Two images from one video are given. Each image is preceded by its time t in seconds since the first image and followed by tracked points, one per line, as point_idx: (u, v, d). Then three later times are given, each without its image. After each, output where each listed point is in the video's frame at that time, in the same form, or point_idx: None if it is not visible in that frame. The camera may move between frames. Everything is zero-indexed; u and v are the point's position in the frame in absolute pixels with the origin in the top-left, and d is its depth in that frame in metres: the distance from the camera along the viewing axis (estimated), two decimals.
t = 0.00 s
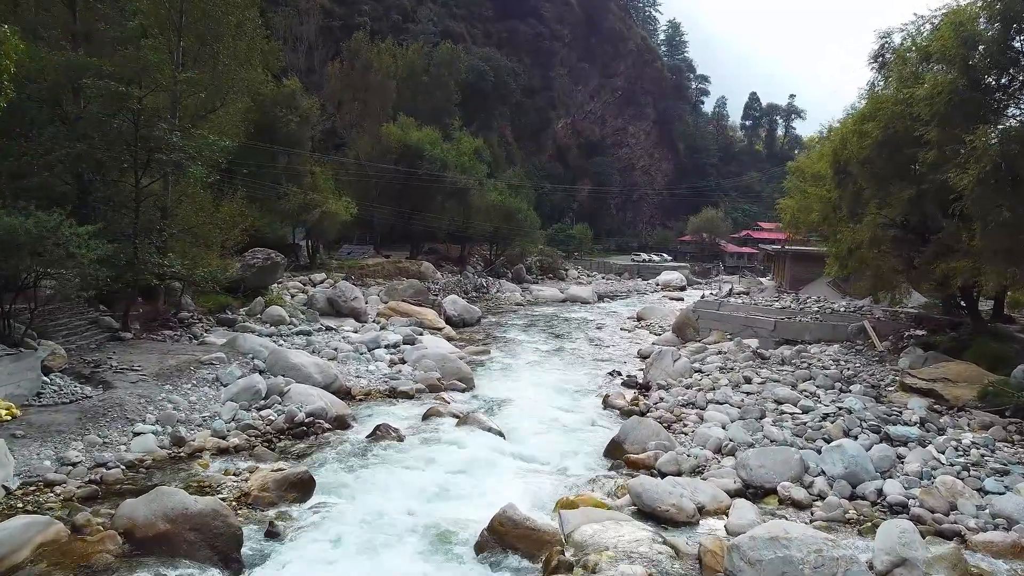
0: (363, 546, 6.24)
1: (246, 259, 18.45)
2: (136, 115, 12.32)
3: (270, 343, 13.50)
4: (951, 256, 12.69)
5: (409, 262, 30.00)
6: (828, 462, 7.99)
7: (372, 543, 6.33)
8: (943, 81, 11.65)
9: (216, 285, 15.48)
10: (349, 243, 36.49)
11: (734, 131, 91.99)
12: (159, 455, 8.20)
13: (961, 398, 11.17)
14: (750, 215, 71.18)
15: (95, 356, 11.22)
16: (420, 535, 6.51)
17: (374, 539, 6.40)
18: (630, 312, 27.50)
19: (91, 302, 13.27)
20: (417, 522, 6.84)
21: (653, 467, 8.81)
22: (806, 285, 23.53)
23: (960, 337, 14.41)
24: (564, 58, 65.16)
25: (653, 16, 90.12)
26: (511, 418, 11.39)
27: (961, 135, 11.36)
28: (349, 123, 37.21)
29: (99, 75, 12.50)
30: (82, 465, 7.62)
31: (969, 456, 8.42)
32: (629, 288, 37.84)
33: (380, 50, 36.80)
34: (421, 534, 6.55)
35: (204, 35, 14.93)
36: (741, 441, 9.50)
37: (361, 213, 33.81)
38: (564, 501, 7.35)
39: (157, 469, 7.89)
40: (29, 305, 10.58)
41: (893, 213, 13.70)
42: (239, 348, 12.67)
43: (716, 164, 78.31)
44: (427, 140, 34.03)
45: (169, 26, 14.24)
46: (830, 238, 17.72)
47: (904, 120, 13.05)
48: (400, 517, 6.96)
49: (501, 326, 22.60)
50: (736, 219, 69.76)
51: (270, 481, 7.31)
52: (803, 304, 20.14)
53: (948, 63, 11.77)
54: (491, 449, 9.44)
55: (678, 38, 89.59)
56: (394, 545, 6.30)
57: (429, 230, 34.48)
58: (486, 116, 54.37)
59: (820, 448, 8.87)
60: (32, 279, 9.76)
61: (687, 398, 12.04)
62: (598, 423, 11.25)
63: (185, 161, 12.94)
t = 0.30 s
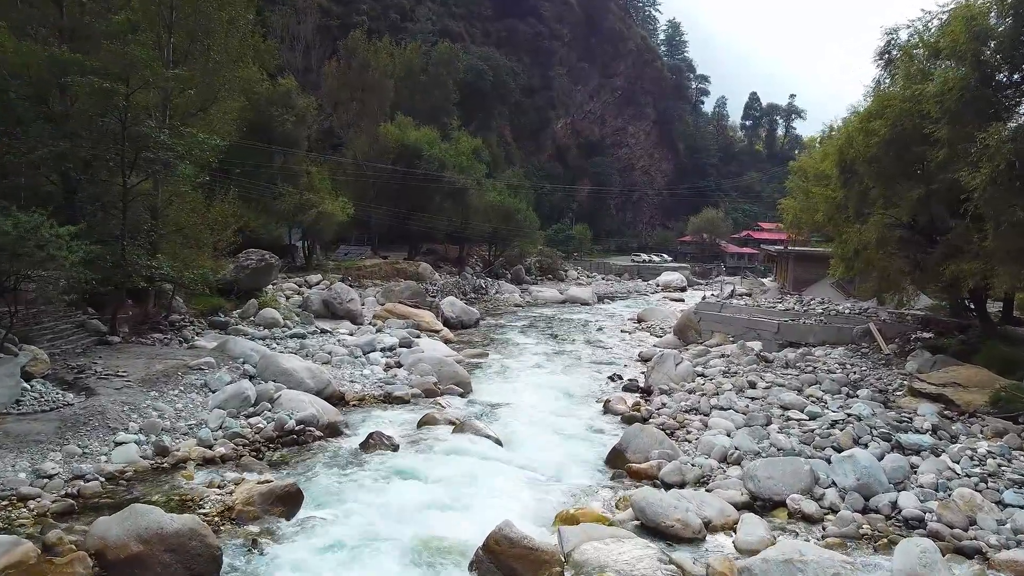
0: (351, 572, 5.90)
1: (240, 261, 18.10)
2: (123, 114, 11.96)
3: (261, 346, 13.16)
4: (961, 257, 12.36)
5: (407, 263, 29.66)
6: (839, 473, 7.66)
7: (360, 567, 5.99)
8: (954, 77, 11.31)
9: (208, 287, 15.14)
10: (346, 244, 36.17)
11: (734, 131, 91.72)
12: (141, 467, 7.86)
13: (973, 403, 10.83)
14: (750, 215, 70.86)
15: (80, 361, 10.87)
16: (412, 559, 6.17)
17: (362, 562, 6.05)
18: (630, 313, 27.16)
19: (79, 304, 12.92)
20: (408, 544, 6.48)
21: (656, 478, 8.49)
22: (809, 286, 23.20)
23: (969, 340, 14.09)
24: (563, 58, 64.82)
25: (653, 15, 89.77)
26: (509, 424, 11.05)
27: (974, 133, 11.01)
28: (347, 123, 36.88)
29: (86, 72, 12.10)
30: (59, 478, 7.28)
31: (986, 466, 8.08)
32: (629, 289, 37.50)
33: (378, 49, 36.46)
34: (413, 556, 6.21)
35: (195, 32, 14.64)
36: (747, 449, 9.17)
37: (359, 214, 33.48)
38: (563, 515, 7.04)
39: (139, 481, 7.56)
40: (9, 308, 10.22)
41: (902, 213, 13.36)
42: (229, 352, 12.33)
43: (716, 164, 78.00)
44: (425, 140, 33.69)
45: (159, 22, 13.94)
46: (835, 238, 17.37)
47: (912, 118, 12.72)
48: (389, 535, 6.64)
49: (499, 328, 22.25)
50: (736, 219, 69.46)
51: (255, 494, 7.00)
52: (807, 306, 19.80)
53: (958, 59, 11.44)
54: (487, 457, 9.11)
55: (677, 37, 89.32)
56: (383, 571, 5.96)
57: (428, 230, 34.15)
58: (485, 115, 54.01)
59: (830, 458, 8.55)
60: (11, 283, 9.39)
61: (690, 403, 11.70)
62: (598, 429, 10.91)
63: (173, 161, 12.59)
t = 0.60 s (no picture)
0: None
1: (233, 262, 17.75)
2: (110, 111, 11.67)
3: (253, 350, 12.83)
4: (971, 259, 12.03)
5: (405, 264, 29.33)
6: (851, 485, 7.34)
7: None
8: (965, 73, 10.99)
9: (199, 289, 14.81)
10: (344, 244, 35.84)
11: (733, 131, 91.47)
12: (123, 479, 7.53)
13: (985, 409, 10.50)
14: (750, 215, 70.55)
15: (63, 366, 10.51)
16: None
17: None
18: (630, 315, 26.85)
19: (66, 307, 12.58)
20: (398, 563, 6.16)
21: (659, 488, 8.17)
22: (812, 288, 22.87)
23: (978, 344, 13.76)
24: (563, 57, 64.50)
25: (653, 14, 89.39)
26: (506, 431, 10.72)
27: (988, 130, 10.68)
28: (344, 122, 36.52)
29: (70, 66, 11.90)
30: (34, 491, 6.94)
31: (1003, 477, 7.75)
32: (629, 290, 37.19)
33: (376, 48, 36.13)
34: None
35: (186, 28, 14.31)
36: (754, 459, 8.85)
37: (356, 214, 33.16)
38: (563, 529, 6.73)
39: (120, 494, 7.23)
40: None
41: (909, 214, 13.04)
42: (219, 357, 11.99)
43: (716, 164, 77.68)
44: (422, 139, 33.37)
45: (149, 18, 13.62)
46: (840, 239, 17.05)
47: (921, 115, 12.37)
48: (380, 552, 6.35)
49: (498, 330, 21.92)
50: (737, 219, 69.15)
51: (240, 509, 6.67)
52: (811, 307, 19.48)
53: (969, 55, 11.11)
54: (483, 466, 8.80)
55: (677, 37, 89.06)
56: None
57: (426, 231, 33.82)
58: (484, 115, 53.67)
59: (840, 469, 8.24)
60: None
61: (693, 409, 11.37)
62: (599, 436, 10.58)
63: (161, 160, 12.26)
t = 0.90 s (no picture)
0: None
1: (226, 263, 17.41)
2: (95, 107, 11.28)
3: (243, 354, 12.49)
4: (982, 260, 11.70)
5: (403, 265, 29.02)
6: (864, 497, 7.00)
7: None
8: (977, 68, 10.66)
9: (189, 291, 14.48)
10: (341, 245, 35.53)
11: (733, 131, 91.25)
12: (102, 491, 7.19)
13: (998, 415, 10.17)
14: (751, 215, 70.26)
15: (45, 371, 10.16)
16: None
17: None
18: (630, 316, 26.56)
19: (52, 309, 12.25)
20: None
21: (663, 500, 7.84)
22: (815, 289, 22.56)
23: (987, 347, 13.44)
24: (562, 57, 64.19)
25: (653, 14, 89.15)
26: (505, 438, 10.38)
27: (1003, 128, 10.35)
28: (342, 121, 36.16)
29: (54, 62, 11.31)
30: (6, 505, 6.59)
31: (1022, 488, 7.41)
32: (629, 290, 36.91)
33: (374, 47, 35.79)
34: None
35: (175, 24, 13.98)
36: (760, 468, 8.52)
37: (353, 214, 32.85)
38: (563, 546, 6.41)
39: (97, 508, 6.89)
40: None
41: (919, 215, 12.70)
42: (208, 361, 11.64)
43: (716, 164, 77.42)
44: (420, 139, 33.04)
45: (138, 13, 13.29)
46: (845, 239, 16.73)
47: (930, 112, 12.02)
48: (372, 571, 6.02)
49: (496, 332, 21.61)
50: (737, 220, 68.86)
51: (222, 524, 6.37)
52: (814, 309, 19.17)
53: (979, 50, 10.80)
54: (480, 476, 8.48)
55: (677, 37, 88.82)
56: None
57: (424, 231, 33.47)
58: (483, 114, 53.34)
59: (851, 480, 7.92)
60: None
61: (697, 415, 11.04)
62: (599, 443, 10.25)
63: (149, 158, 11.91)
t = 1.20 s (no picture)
0: None
1: (219, 264, 17.07)
2: (81, 103, 10.95)
3: (235, 358, 12.16)
4: (995, 261, 11.38)
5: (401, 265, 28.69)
6: (879, 512, 6.68)
7: None
8: (989, 64, 10.36)
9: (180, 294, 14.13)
10: (339, 245, 35.20)
11: (733, 131, 91.02)
12: (79, 505, 6.85)
13: (1013, 422, 9.85)
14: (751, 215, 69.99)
15: (27, 377, 9.81)
16: None
17: None
18: (631, 318, 26.25)
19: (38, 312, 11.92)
20: None
21: (669, 513, 7.51)
22: (819, 290, 22.25)
23: (998, 351, 13.11)
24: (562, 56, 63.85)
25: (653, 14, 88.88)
26: (503, 446, 10.06)
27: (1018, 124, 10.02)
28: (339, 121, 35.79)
29: (35, 57, 10.52)
30: None
31: None
32: (630, 291, 36.62)
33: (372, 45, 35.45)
34: None
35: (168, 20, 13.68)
36: (769, 479, 8.19)
37: (351, 214, 32.52)
38: (564, 566, 6.07)
39: (73, 523, 6.55)
40: None
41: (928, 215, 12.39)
42: (198, 366, 11.30)
43: (717, 164, 77.15)
44: (419, 138, 32.72)
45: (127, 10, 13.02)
46: (852, 240, 16.40)
47: (941, 110, 11.69)
48: None
49: (495, 333, 21.29)
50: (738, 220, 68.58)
51: (203, 541, 6.05)
52: (818, 311, 18.85)
53: (990, 46, 10.51)
54: (476, 489, 8.15)
55: (677, 36, 88.56)
56: None
57: (422, 232, 33.12)
58: (482, 114, 52.98)
59: (864, 491, 7.59)
60: None
61: (702, 422, 10.71)
62: (601, 451, 9.91)
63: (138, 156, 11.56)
